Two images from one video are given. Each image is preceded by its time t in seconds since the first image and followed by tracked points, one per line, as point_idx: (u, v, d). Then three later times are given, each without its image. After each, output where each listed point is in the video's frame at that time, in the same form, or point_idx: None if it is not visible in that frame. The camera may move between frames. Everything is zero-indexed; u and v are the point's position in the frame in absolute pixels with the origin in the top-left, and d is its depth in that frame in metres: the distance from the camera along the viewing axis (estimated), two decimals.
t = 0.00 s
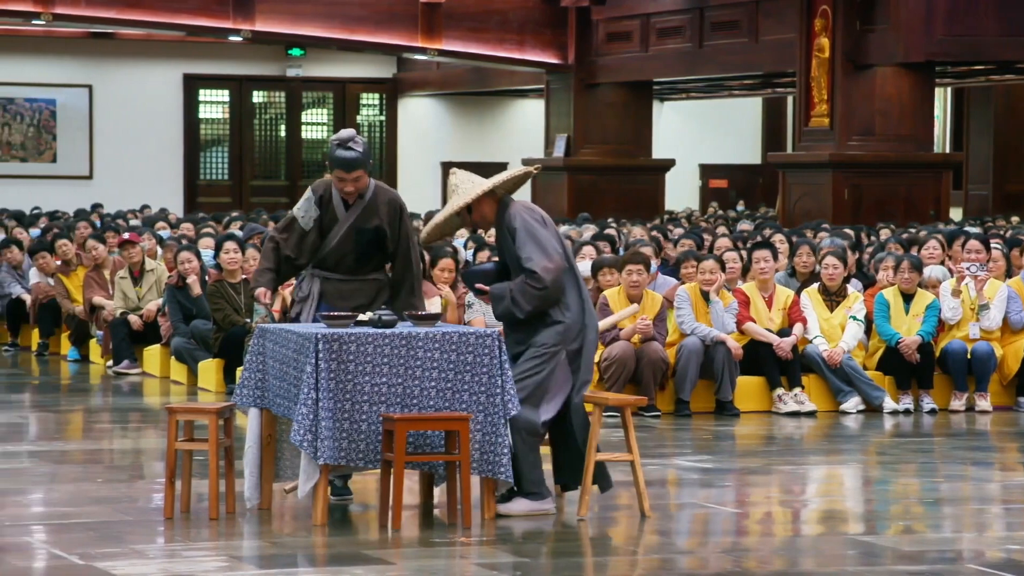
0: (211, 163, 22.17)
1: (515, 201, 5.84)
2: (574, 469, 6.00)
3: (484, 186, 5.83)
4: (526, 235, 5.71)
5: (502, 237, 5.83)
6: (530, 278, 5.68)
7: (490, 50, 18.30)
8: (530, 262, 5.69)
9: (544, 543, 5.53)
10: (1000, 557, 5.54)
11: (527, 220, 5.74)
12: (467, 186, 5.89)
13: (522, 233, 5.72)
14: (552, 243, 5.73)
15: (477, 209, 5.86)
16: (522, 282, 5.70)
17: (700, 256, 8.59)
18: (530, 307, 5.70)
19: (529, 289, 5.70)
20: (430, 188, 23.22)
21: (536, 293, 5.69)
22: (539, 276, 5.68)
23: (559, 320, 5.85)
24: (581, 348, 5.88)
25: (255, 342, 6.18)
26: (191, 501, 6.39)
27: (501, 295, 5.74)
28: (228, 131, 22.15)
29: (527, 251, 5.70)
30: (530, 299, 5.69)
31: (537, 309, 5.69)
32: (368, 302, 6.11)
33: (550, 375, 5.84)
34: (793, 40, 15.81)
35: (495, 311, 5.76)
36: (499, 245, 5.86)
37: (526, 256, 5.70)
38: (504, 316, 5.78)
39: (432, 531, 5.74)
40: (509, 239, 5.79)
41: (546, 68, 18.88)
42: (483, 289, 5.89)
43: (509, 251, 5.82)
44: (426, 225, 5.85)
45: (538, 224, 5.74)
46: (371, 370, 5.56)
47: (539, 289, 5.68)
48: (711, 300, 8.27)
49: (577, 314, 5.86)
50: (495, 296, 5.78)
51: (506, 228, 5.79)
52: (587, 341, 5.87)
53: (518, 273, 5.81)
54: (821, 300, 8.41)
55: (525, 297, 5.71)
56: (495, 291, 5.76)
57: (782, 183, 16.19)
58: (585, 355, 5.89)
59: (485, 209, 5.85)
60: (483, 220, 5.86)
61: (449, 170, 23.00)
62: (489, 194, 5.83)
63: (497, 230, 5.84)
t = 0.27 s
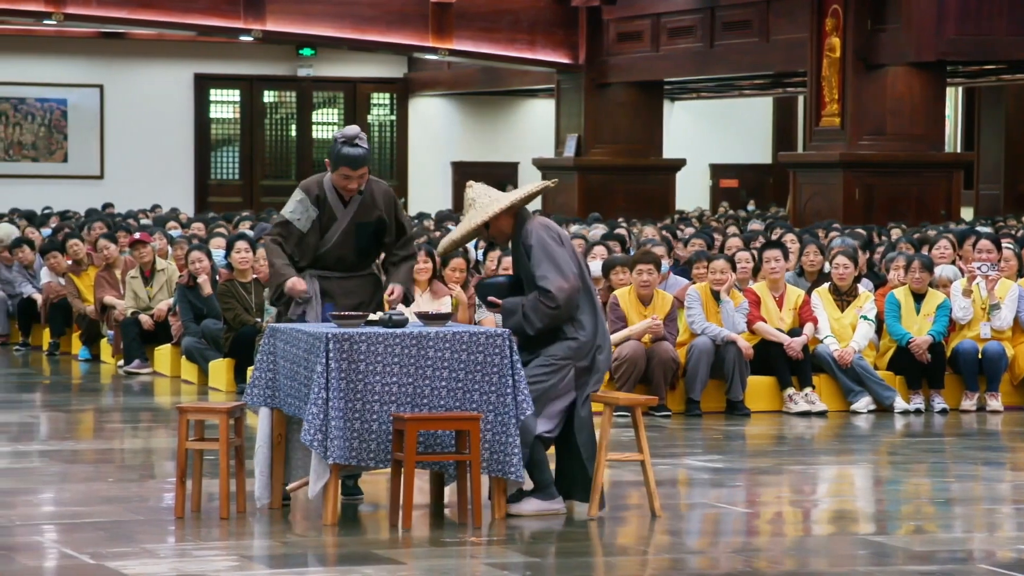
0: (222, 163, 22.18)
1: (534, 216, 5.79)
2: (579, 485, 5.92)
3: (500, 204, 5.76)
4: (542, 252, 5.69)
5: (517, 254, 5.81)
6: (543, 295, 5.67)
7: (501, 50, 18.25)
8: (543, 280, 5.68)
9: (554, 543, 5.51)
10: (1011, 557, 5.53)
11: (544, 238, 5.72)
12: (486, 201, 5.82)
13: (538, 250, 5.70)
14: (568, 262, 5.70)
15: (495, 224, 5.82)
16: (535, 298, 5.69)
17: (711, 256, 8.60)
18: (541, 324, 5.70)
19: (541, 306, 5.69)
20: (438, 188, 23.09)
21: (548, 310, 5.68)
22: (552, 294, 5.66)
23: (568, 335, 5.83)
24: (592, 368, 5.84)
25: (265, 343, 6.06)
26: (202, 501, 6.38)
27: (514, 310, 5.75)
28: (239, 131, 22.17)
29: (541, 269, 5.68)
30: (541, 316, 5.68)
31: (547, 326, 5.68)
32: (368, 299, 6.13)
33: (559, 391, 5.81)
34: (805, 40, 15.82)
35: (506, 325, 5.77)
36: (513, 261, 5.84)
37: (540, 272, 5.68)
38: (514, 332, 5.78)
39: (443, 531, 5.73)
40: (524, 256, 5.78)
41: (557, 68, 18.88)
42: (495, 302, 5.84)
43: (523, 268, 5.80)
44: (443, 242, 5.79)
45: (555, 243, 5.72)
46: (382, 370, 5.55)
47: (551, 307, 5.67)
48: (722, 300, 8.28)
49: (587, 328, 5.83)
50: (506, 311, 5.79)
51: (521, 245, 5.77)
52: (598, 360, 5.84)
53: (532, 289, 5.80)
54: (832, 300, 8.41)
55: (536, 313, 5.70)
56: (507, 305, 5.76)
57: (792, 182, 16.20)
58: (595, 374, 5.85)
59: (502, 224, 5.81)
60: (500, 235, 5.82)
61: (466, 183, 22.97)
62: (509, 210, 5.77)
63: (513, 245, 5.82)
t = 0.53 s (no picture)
0: (228, 163, 22.21)
1: (553, 230, 5.84)
2: (583, 486, 5.92)
3: (522, 216, 5.79)
4: (556, 267, 5.73)
5: (532, 264, 5.85)
6: (553, 310, 5.71)
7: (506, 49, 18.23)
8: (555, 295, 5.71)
9: (559, 542, 5.51)
10: (1017, 557, 5.52)
11: (561, 255, 5.75)
12: (507, 209, 5.86)
13: (553, 265, 5.74)
14: (583, 280, 5.73)
15: (514, 235, 5.85)
16: (545, 311, 5.74)
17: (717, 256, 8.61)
18: (547, 339, 5.75)
19: (550, 320, 5.74)
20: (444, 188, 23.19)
21: (557, 325, 5.72)
22: (563, 309, 5.69)
23: (579, 347, 5.85)
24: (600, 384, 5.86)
25: (271, 342, 6.04)
26: (207, 500, 6.38)
27: (522, 320, 5.81)
28: (244, 131, 22.16)
29: (554, 283, 5.72)
30: (550, 330, 5.73)
31: (554, 340, 5.73)
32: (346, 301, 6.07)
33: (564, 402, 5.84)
34: (810, 39, 15.80)
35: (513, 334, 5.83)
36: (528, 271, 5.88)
37: (553, 286, 5.72)
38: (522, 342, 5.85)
39: (447, 530, 5.72)
40: (539, 268, 5.82)
41: (562, 68, 18.87)
42: (504, 311, 5.89)
43: (536, 280, 5.84)
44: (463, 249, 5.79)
45: (571, 260, 5.75)
46: (387, 369, 5.53)
47: (559, 321, 5.71)
48: (727, 299, 8.29)
49: (598, 344, 5.85)
50: (515, 322, 5.84)
51: (537, 257, 5.81)
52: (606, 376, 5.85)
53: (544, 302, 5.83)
54: (837, 300, 8.41)
55: (545, 327, 5.75)
56: (517, 315, 5.82)
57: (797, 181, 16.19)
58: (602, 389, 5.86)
59: (520, 235, 5.84)
60: (518, 246, 5.86)
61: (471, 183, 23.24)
62: (530, 222, 5.81)
63: (529, 256, 5.86)
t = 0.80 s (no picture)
0: (230, 163, 22.21)
1: (575, 232, 5.83)
2: (585, 485, 5.92)
3: (546, 215, 5.79)
4: (581, 270, 5.72)
5: (554, 265, 5.83)
6: (576, 312, 5.70)
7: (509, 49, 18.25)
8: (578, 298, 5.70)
9: (563, 542, 5.51)
10: (1021, 557, 5.52)
11: (585, 258, 5.75)
12: (533, 207, 5.87)
13: (577, 267, 5.73)
14: (605, 284, 5.73)
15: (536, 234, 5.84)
16: (567, 313, 5.72)
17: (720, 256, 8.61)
18: (567, 341, 5.72)
19: (571, 322, 5.72)
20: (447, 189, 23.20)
21: (578, 328, 5.71)
22: (585, 312, 5.69)
23: (589, 352, 5.85)
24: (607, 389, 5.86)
25: (274, 342, 6.03)
26: (210, 499, 6.37)
27: (541, 322, 5.78)
28: (247, 130, 22.17)
29: (578, 286, 5.71)
30: (570, 333, 5.71)
31: (574, 343, 5.72)
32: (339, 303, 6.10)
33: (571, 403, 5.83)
34: (813, 39, 15.80)
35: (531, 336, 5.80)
36: (548, 272, 5.85)
37: (576, 289, 5.71)
38: (539, 344, 5.82)
39: (450, 529, 5.72)
40: (561, 270, 5.81)
41: (565, 68, 18.87)
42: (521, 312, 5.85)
43: (556, 282, 5.83)
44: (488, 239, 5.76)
45: (594, 263, 5.75)
46: (391, 369, 5.53)
47: (580, 324, 5.70)
48: (730, 299, 8.31)
49: (608, 350, 5.85)
50: (534, 323, 5.80)
51: (560, 258, 5.80)
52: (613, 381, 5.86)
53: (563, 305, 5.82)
54: (840, 299, 8.42)
55: (565, 329, 5.73)
56: (535, 316, 5.79)
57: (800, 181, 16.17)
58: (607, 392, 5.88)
59: (542, 234, 5.82)
60: (540, 244, 5.83)
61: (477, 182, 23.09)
62: (553, 223, 5.80)
63: (551, 257, 5.84)
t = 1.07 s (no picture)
0: (238, 162, 22.22)
1: (601, 233, 5.86)
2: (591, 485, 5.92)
3: (574, 212, 5.82)
4: (607, 271, 5.73)
5: (577, 266, 5.85)
6: (600, 313, 5.71)
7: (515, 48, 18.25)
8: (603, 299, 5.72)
9: (569, 542, 5.50)
10: None
11: (611, 260, 5.77)
12: (562, 202, 5.91)
13: (604, 268, 5.75)
14: (629, 287, 5.76)
15: (563, 230, 5.86)
16: (590, 313, 5.73)
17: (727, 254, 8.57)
18: (589, 342, 5.73)
19: (594, 323, 5.73)
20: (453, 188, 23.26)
21: (601, 329, 5.71)
22: (609, 314, 5.70)
23: (599, 356, 5.85)
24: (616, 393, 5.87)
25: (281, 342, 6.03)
26: (217, 499, 6.37)
27: (563, 322, 5.77)
28: (255, 130, 22.17)
29: (604, 287, 5.72)
30: (593, 334, 5.72)
31: (597, 344, 5.73)
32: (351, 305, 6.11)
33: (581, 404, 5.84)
34: (820, 39, 15.79)
35: (553, 335, 5.79)
36: (571, 272, 5.87)
37: (601, 289, 5.72)
38: (559, 342, 5.80)
39: (457, 529, 5.71)
40: (586, 270, 5.82)
41: (572, 68, 18.88)
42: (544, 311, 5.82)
43: (580, 282, 5.83)
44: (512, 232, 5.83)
45: (620, 266, 5.77)
46: (396, 369, 5.53)
47: (603, 325, 5.72)
48: (736, 298, 8.27)
49: (619, 354, 5.85)
50: (555, 322, 5.80)
51: (585, 258, 5.82)
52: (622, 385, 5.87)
53: (584, 306, 5.83)
54: (846, 300, 8.41)
55: (588, 330, 5.74)
56: (557, 315, 5.79)
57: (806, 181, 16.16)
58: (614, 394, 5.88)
59: (568, 232, 5.85)
60: (563, 241, 5.87)
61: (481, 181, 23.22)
62: (580, 220, 5.83)
63: (575, 256, 5.86)
